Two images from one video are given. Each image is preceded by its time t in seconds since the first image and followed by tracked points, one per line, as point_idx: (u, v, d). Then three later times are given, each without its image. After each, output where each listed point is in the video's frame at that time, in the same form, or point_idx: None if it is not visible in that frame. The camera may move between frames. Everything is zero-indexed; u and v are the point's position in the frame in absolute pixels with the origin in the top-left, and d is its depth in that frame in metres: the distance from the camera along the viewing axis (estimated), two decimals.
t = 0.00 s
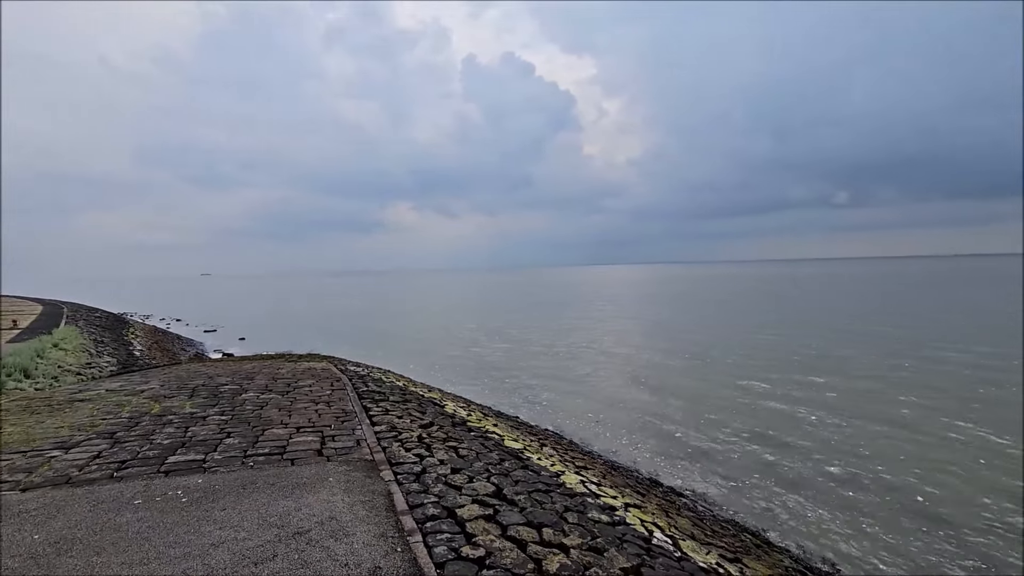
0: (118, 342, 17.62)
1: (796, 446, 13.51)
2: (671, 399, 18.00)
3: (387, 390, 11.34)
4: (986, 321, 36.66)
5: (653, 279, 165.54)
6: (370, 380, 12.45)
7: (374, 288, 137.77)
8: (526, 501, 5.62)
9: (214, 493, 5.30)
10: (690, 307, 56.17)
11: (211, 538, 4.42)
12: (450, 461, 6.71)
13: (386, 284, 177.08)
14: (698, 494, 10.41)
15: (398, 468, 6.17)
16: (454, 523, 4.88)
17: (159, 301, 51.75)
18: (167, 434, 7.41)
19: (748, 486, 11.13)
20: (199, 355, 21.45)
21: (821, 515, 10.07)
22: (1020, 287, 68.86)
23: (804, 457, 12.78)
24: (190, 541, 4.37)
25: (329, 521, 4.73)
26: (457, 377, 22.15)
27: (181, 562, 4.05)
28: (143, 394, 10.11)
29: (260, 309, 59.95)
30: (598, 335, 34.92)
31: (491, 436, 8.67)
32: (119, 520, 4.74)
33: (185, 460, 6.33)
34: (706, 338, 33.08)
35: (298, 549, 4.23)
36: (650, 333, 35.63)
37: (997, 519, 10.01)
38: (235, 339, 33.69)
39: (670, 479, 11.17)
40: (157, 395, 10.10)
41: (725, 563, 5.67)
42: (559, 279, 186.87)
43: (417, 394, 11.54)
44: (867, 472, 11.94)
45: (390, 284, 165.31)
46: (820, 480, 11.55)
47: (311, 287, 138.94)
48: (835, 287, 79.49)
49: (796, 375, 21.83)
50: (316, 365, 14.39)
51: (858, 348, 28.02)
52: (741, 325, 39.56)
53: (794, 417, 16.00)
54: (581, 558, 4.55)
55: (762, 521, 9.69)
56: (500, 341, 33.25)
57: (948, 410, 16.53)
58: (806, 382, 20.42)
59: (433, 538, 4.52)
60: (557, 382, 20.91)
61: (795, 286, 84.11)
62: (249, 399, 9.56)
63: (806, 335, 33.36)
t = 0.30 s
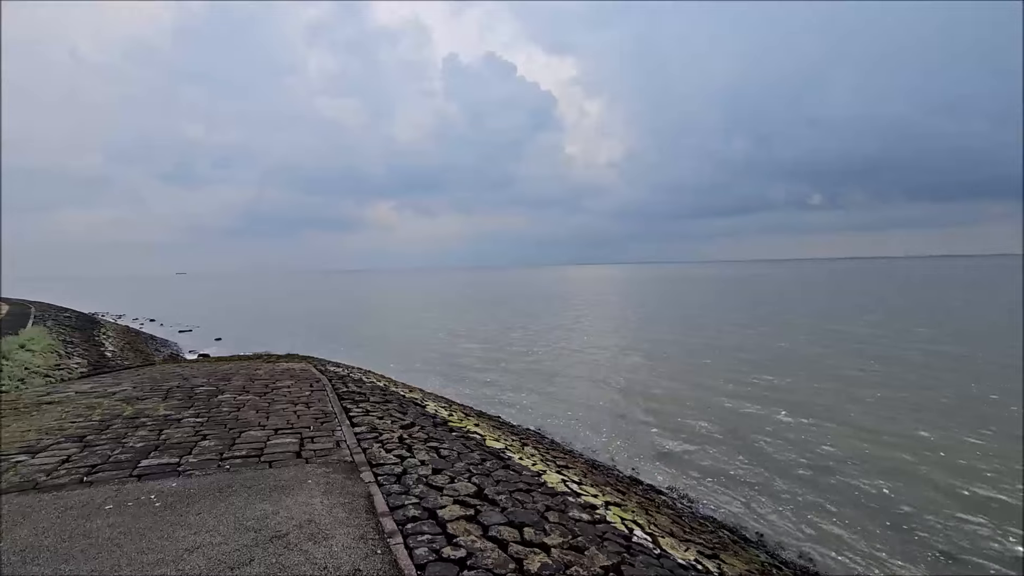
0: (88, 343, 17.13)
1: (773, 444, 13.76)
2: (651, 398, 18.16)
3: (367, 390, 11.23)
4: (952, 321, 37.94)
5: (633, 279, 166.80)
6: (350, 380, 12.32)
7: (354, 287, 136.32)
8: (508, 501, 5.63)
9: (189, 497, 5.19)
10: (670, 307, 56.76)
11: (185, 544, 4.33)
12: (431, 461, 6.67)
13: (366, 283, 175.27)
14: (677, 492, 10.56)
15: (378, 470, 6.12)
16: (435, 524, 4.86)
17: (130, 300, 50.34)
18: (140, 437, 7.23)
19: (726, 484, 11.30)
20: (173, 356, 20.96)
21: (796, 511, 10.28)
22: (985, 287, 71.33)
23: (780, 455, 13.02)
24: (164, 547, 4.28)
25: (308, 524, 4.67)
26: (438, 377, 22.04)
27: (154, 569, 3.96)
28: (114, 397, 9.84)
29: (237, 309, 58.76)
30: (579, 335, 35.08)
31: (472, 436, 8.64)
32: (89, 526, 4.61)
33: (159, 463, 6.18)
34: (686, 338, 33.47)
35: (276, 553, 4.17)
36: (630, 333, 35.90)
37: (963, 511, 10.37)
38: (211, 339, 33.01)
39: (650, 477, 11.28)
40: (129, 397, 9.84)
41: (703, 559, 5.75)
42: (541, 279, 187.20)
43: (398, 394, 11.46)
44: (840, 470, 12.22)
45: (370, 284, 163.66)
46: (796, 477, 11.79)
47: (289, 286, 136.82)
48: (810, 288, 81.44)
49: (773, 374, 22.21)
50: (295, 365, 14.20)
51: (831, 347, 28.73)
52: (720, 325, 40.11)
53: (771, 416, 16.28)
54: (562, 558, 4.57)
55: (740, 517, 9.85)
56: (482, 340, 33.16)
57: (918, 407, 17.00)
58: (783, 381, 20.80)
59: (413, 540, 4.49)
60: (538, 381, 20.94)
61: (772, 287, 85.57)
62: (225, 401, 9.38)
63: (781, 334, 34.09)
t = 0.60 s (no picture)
0: (58, 344, 16.62)
1: (751, 442, 13.98)
2: (633, 398, 18.32)
3: (349, 392, 11.11)
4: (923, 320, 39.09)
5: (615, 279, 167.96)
6: (330, 382, 12.16)
7: (335, 287, 134.84)
8: (490, 502, 5.62)
9: (163, 502, 5.07)
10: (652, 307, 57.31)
11: (158, 551, 4.22)
12: (412, 463, 6.63)
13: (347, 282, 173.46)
14: (658, 491, 10.66)
15: (358, 472, 6.05)
16: (416, 527, 4.82)
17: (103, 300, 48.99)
18: (113, 441, 7.04)
19: (706, 482, 11.45)
20: (147, 357, 20.47)
21: (773, 507, 10.47)
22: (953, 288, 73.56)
23: (758, 452, 13.24)
24: (137, 554, 4.17)
25: (286, 528, 4.59)
26: (420, 378, 21.92)
27: None
28: (85, 400, 9.56)
29: (214, 309, 57.61)
30: (562, 335, 35.21)
31: (454, 437, 8.60)
32: (58, 534, 4.48)
33: (132, 468, 6.03)
34: (667, 337, 33.84)
35: (253, 559, 4.09)
36: (613, 333, 36.14)
37: (933, 504, 10.68)
38: (187, 340, 32.31)
39: (632, 477, 11.37)
40: (100, 400, 9.57)
41: (684, 558, 5.81)
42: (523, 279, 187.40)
43: (379, 395, 11.36)
44: (817, 467, 12.47)
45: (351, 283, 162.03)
46: (773, 474, 12.00)
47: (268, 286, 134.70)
48: (788, 289, 83.00)
49: (751, 373, 22.58)
50: (275, 367, 14.00)
51: (807, 347, 29.39)
52: (700, 325, 40.61)
53: (750, 414, 16.55)
54: (544, 558, 4.57)
55: (719, 515, 9.99)
56: (464, 340, 33.08)
57: (890, 405, 17.43)
58: (761, 380, 21.15)
59: (394, 543, 4.45)
60: (521, 382, 20.95)
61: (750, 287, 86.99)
62: (201, 404, 9.19)
63: (759, 334, 34.74)
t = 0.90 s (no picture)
0: (28, 347, 16.14)
1: (732, 441, 14.20)
2: (616, 398, 18.45)
3: (331, 394, 10.98)
4: (898, 320, 40.08)
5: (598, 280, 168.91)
6: (312, 384, 12.01)
7: (316, 288, 133.23)
8: (475, 505, 5.60)
9: (138, 509, 4.94)
10: (635, 308, 57.78)
11: (133, 559, 4.11)
12: (395, 466, 6.57)
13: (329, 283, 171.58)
14: (641, 490, 10.76)
15: (341, 476, 5.98)
16: (400, 531, 4.78)
17: (76, 301, 47.72)
18: (85, 446, 6.85)
19: (688, 481, 11.58)
20: (123, 360, 20.01)
21: (755, 506, 10.61)
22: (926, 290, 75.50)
23: (739, 451, 13.44)
24: (111, 563, 4.07)
25: (266, 534, 4.52)
26: (404, 379, 21.78)
27: None
28: (57, 404, 9.29)
29: (191, 311, 56.50)
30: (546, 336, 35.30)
31: (438, 439, 8.55)
32: (26, 544, 4.33)
33: (106, 473, 5.87)
34: (650, 338, 34.13)
35: (232, 566, 4.01)
36: (596, 334, 36.34)
37: (907, 499, 10.95)
38: (164, 342, 31.62)
39: (615, 476, 11.46)
40: (73, 404, 9.32)
41: (667, 557, 5.85)
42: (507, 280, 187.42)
43: (362, 397, 11.26)
44: (797, 464, 12.70)
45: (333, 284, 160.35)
46: (754, 473, 12.18)
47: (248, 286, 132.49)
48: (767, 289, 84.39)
49: (732, 373, 22.91)
50: (255, 369, 13.77)
51: (786, 346, 29.97)
52: (682, 326, 41.07)
53: (731, 413, 16.80)
54: (529, 561, 4.56)
55: (701, 513, 10.11)
56: (448, 341, 32.96)
57: (867, 403, 17.81)
58: (741, 380, 21.49)
59: (377, 548, 4.40)
60: (505, 383, 20.96)
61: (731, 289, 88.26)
62: (179, 407, 9.00)
63: (739, 334, 35.29)
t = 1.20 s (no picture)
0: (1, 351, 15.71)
1: (715, 442, 14.35)
2: (601, 400, 18.53)
3: (314, 397, 10.84)
4: (876, 322, 40.88)
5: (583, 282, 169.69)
6: (295, 387, 11.85)
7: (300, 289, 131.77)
8: (460, 509, 5.56)
9: (114, 517, 4.83)
10: (620, 309, 58.11)
11: (108, 570, 4.00)
12: (380, 470, 6.51)
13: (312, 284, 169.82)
14: (626, 491, 10.82)
15: (324, 481, 5.90)
16: (384, 536, 4.73)
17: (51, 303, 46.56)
18: (59, 452, 6.67)
19: (672, 481, 11.67)
20: (99, 364, 19.58)
21: (738, 506, 10.73)
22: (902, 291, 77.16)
23: (722, 452, 13.58)
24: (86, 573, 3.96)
25: (247, 541, 4.43)
26: (389, 381, 21.65)
27: None
28: (30, 409, 9.04)
29: (171, 313, 55.47)
30: (532, 338, 35.36)
31: (423, 442, 8.50)
32: None
33: (80, 481, 5.72)
34: (634, 340, 34.37)
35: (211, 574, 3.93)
36: (581, 336, 36.47)
37: (885, 498, 11.16)
38: (142, 345, 31.00)
39: (600, 478, 11.51)
40: (47, 409, 9.08)
41: (652, 559, 5.87)
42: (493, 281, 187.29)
43: (346, 401, 11.14)
44: (778, 464, 12.89)
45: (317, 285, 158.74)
46: (737, 473, 12.32)
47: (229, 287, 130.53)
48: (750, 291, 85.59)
49: (715, 374, 23.17)
50: (236, 372, 13.56)
51: (767, 347, 30.49)
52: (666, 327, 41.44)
53: (714, 415, 16.97)
54: (514, 566, 4.53)
55: (685, 513, 10.20)
56: (433, 343, 32.84)
57: (846, 404, 18.15)
58: (724, 381, 21.75)
59: (360, 554, 4.35)
60: (491, 385, 20.93)
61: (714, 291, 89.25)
62: (157, 412, 8.81)
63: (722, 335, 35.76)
